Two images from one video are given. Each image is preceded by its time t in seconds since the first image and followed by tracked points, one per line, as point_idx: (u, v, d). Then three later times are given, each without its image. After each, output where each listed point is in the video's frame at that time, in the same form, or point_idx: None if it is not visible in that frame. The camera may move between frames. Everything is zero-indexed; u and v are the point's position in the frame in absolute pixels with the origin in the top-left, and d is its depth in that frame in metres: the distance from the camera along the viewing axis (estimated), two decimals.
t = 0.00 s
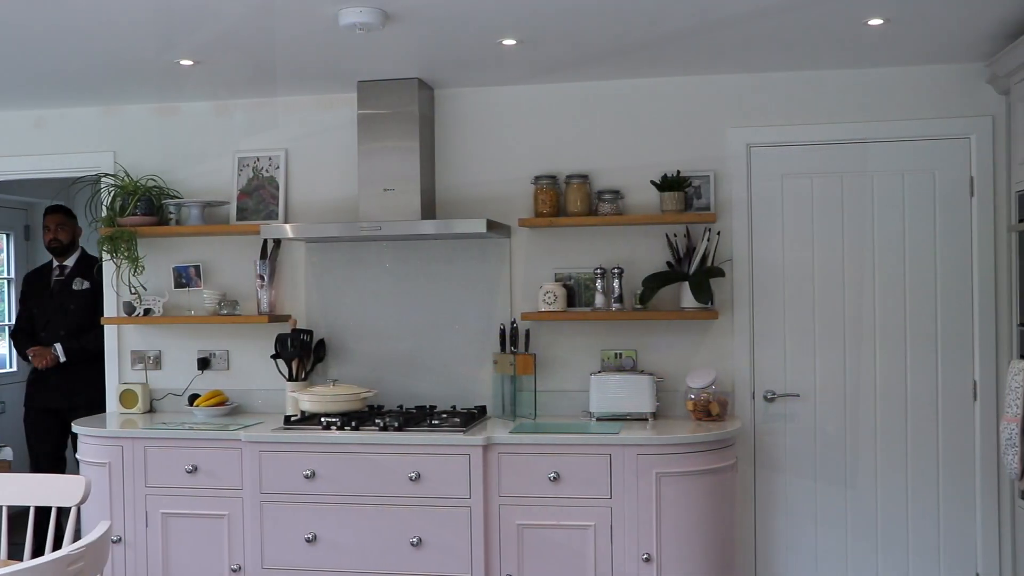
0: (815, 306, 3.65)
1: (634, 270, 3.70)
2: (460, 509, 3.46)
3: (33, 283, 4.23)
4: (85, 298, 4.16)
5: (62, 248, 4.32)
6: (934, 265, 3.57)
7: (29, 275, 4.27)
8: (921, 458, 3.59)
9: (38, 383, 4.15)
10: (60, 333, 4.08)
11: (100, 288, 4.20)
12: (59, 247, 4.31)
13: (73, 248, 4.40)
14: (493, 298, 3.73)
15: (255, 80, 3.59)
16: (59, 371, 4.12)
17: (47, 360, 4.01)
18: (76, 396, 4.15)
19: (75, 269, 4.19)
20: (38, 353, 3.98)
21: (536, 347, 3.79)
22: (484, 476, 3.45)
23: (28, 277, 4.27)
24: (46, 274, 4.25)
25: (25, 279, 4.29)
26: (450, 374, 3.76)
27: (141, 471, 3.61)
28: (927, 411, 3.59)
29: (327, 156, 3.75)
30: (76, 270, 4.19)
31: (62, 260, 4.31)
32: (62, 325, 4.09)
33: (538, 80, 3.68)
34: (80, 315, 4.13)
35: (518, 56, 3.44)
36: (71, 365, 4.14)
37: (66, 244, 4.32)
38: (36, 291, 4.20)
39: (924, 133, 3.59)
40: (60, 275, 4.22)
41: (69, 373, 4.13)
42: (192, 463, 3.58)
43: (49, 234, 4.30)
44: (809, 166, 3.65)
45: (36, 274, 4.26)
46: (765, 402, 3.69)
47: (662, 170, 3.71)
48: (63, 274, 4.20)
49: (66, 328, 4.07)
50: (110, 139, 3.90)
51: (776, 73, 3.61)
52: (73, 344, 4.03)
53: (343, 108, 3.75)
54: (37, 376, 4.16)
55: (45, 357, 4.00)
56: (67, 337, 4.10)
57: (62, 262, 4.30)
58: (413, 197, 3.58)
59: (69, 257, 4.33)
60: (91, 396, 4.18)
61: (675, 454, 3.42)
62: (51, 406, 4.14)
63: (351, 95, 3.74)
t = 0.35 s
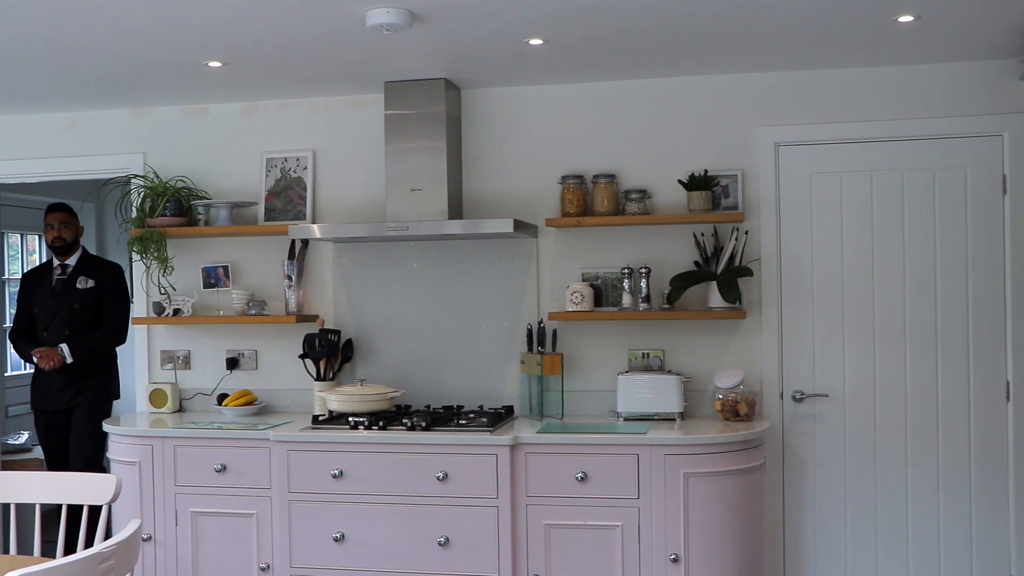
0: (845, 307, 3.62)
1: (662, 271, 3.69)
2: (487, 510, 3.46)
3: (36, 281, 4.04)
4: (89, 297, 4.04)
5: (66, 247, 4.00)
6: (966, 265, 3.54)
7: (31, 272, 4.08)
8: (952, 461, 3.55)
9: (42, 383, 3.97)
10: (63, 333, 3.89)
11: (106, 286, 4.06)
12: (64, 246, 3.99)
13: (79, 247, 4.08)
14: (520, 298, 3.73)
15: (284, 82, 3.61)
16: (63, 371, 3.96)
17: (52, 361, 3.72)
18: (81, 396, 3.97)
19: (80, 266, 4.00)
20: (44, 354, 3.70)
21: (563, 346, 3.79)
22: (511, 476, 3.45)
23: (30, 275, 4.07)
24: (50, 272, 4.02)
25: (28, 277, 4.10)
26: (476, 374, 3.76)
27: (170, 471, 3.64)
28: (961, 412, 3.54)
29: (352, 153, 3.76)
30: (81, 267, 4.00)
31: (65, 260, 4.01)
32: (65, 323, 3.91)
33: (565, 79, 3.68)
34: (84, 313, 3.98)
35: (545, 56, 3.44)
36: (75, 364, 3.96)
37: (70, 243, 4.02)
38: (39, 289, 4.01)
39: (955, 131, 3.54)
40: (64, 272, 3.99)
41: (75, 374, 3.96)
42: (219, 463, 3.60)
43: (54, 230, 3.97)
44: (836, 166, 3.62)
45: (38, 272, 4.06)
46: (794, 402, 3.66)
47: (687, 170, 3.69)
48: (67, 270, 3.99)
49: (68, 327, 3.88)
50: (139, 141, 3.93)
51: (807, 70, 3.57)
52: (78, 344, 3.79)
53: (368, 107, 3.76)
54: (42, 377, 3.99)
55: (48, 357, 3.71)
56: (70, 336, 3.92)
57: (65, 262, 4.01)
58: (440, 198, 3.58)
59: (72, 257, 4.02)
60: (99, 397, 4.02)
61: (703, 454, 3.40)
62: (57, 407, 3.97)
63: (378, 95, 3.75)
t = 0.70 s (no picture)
0: (880, 306, 3.59)
1: (695, 271, 3.67)
2: (520, 510, 3.45)
3: (49, 283, 4.06)
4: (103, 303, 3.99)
5: (83, 251, 4.02)
6: (1005, 264, 3.49)
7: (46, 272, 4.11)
8: (990, 462, 3.50)
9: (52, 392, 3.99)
10: (74, 340, 3.92)
11: (120, 293, 4.01)
12: (80, 251, 4.01)
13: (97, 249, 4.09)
14: (553, 298, 3.72)
15: (316, 83, 3.62)
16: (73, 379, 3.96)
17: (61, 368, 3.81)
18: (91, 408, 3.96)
19: (93, 273, 4.01)
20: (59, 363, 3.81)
21: (595, 346, 3.78)
22: (543, 476, 3.44)
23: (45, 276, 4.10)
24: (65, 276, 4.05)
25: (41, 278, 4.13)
26: (508, 374, 3.75)
27: (204, 470, 3.67)
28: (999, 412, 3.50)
29: (384, 153, 3.77)
30: (94, 274, 4.01)
31: (80, 264, 4.04)
32: (76, 330, 3.95)
33: (598, 78, 3.67)
34: (97, 321, 3.98)
35: (578, 54, 3.42)
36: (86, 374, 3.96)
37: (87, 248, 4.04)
38: (51, 294, 4.03)
39: (994, 128, 3.49)
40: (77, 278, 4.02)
41: (85, 384, 3.95)
42: (252, 462, 3.63)
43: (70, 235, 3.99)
44: (871, 164, 3.58)
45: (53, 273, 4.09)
46: (828, 402, 3.63)
47: (721, 169, 3.66)
48: (81, 277, 4.02)
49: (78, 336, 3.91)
50: (173, 143, 3.96)
51: (841, 67, 3.54)
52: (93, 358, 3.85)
53: (401, 107, 3.77)
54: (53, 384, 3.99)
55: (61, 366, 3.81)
56: (82, 343, 3.96)
57: (81, 266, 4.04)
58: (473, 197, 3.58)
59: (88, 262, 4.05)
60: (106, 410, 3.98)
61: (737, 454, 3.38)
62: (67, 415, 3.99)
63: (410, 95, 3.75)
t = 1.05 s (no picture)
0: (920, 307, 3.54)
1: (731, 270, 3.65)
2: (555, 510, 3.45)
3: (73, 279, 3.99)
4: (125, 302, 3.90)
5: (107, 247, 3.90)
6: None
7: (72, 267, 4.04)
8: None
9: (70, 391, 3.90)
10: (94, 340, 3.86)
11: (143, 291, 3.91)
12: (105, 246, 3.88)
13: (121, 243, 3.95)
14: (588, 298, 3.71)
15: (352, 82, 3.63)
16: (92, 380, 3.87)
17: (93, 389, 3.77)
18: (109, 410, 3.87)
19: (116, 271, 3.92)
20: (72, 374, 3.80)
21: (629, 346, 3.77)
22: (578, 476, 3.44)
23: (69, 271, 4.03)
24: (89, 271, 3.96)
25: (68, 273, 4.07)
26: (543, 374, 3.75)
27: (241, 469, 3.70)
28: None
29: (420, 153, 3.78)
30: (116, 272, 3.92)
31: (104, 260, 3.93)
32: (97, 329, 3.86)
33: (633, 77, 3.66)
34: (118, 321, 3.89)
35: (613, 52, 3.41)
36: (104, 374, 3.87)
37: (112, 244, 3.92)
38: (74, 290, 3.96)
39: None
40: (99, 275, 3.93)
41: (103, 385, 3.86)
42: (289, 462, 3.64)
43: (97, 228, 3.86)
44: (911, 162, 3.54)
45: (78, 268, 4.02)
46: (866, 402, 3.59)
47: (757, 167, 3.64)
48: (103, 273, 3.93)
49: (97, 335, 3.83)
50: (210, 144, 3.99)
51: (881, 64, 3.50)
52: (115, 362, 3.77)
53: (435, 107, 3.77)
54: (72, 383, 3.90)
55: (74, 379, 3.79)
56: (102, 343, 3.87)
57: (104, 262, 3.93)
58: (507, 197, 3.58)
59: (112, 258, 3.94)
60: (123, 413, 3.87)
61: (774, 454, 3.35)
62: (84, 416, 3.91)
63: (444, 95, 3.76)
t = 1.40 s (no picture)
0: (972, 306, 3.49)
1: (777, 270, 3.62)
2: (600, 510, 3.44)
3: (105, 278, 3.86)
4: (164, 300, 3.79)
5: (141, 244, 3.78)
6: None
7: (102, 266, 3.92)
8: None
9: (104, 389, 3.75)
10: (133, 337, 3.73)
11: (183, 288, 3.82)
12: (138, 244, 3.76)
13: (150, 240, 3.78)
14: (632, 297, 3.70)
15: (397, 83, 3.65)
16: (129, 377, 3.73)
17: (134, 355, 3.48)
18: (148, 409, 3.74)
19: (154, 268, 3.81)
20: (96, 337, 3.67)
21: (674, 345, 3.75)
22: (624, 476, 3.43)
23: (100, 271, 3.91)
24: (122, 270, 3.84)
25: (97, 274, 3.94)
26: (587, 374, 3.75)
27: (287, 468, 3.73)
28: None
29: (464, 153, 3.79)
30: (154, 268, 3.81)
31: (138, 258, 3.81)
32: (135, 327, 3.75)
33: (678, 76, 3.64)
34: (156, 318, 3.78)
35: (659, 50, 3.39)
36: (143, 370, 3.74)
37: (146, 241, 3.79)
38: (107, 289, 3.83)
39: None
40: (135, 274, 3.80)
41: (141, 383, 3.73)
42: (335, 460, 3.67)
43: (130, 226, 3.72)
44: (962, 159, 3.49)
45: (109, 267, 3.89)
46: (916, 403, 3.55)
47: (804, 165, 3.60)
48: (139, 272, 3.81)
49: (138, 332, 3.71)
50: (257, 146, 4.03)
51: (931, 61, 3.45)
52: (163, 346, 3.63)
53: (480, 107, 3.78)
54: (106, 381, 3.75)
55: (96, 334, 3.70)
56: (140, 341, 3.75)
57: (138, 259, 3.81)
58: (552, 196, 3.57)
59: (147, 256, 3.82)
60: (162, 411, 3.76)
61: (822, 455, 3.31)
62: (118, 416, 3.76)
63: (488, 95, 3.76)
